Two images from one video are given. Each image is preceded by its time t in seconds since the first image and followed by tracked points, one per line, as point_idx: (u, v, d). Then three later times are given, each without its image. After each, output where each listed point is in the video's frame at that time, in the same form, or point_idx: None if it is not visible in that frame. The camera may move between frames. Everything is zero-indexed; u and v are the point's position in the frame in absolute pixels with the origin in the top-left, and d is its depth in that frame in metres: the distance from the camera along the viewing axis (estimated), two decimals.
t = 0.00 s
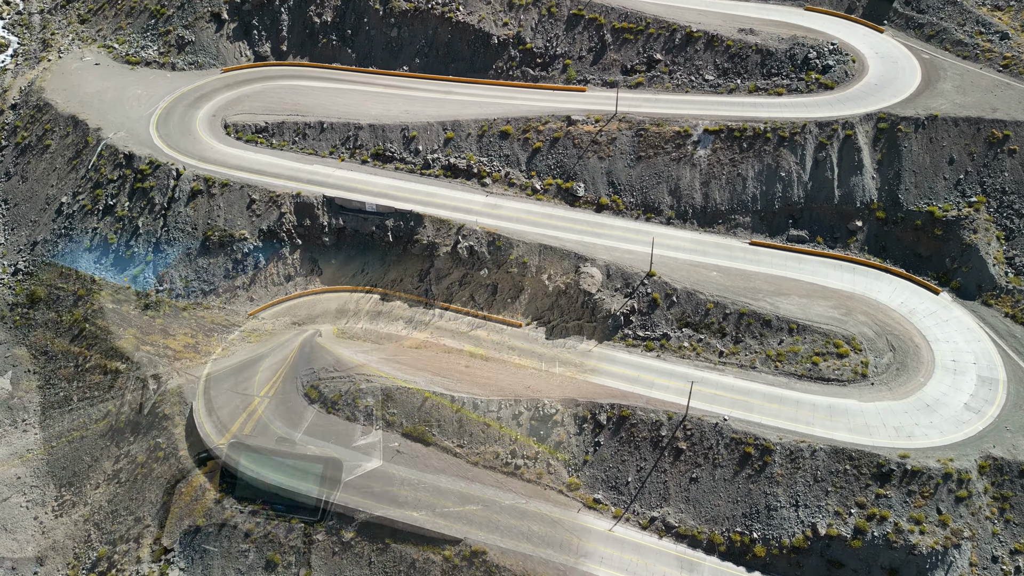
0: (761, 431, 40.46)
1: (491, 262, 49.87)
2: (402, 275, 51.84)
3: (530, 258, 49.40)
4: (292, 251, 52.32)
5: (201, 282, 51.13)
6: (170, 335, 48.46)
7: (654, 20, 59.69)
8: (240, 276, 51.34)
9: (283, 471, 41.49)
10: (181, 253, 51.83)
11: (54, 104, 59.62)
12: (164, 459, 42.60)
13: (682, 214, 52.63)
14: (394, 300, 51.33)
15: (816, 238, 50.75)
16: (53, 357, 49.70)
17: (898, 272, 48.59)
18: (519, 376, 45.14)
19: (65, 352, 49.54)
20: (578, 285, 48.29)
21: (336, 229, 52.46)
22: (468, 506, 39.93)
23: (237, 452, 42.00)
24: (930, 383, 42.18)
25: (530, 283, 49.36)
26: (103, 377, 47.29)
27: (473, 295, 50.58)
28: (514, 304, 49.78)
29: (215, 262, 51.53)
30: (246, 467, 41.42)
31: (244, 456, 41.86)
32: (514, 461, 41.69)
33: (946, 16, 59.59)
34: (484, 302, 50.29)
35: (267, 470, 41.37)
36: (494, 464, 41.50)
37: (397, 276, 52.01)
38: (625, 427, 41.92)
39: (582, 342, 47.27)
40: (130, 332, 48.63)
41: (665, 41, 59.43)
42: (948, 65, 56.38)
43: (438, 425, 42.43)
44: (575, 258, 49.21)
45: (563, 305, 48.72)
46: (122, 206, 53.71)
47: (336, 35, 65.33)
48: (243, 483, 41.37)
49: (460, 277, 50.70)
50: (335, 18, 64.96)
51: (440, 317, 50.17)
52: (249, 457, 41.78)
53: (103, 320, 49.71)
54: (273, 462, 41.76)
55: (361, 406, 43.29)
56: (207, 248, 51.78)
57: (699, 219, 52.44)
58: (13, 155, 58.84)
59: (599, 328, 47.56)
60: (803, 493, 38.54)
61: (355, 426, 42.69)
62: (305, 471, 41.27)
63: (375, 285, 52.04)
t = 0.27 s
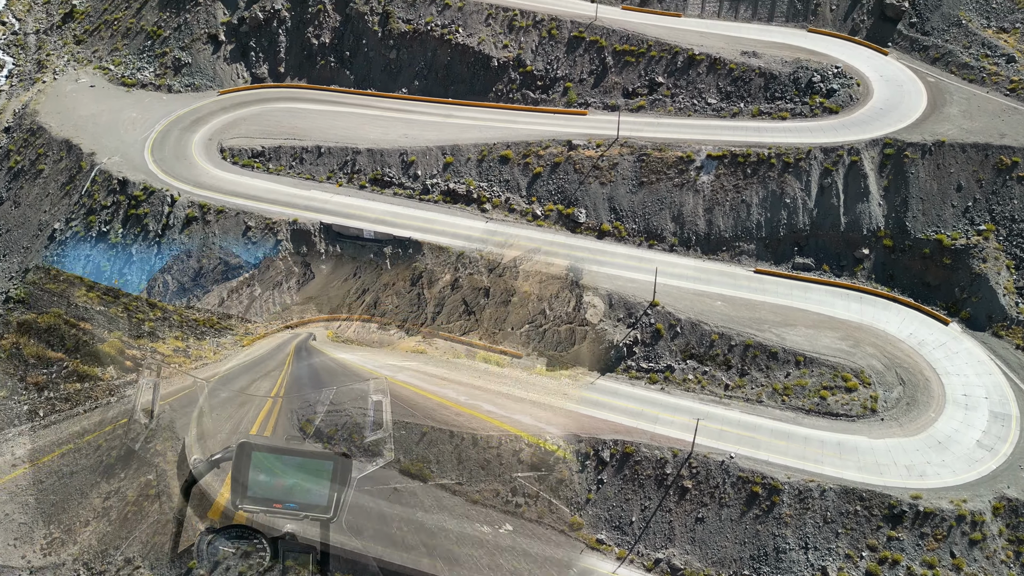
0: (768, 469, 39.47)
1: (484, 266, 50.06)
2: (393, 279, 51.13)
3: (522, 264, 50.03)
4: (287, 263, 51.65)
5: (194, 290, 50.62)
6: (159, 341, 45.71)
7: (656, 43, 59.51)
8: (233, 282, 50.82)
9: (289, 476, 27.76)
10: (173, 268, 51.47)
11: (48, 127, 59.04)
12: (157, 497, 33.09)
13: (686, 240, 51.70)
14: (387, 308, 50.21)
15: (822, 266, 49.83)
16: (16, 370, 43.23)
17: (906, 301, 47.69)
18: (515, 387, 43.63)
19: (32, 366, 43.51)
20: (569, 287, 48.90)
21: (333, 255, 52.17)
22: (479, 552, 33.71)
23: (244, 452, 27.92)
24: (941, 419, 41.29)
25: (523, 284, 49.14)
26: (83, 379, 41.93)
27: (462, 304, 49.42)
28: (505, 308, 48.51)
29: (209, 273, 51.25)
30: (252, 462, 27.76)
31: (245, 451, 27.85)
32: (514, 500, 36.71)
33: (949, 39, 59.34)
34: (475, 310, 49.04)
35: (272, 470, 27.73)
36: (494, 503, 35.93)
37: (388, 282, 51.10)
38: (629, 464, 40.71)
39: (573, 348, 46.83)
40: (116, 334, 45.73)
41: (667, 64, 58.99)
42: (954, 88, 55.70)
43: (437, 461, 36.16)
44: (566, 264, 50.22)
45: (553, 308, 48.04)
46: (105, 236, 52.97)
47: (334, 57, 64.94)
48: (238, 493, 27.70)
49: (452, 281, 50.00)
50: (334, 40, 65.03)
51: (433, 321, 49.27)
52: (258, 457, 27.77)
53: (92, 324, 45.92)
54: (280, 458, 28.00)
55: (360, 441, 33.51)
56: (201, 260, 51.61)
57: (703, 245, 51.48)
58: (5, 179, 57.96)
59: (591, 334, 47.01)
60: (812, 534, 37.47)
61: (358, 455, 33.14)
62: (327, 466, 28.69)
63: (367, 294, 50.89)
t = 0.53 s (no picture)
0: (776, 510, 37.92)
1: (476, 269, 50.21)
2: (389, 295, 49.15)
3: (514, 269, 50.58)
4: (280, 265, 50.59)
5: (185, 291, 48.94)
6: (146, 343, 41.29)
7: (658, 66, 59.16)
8: (225, 283, 49.64)
9: (313, 479, 10.48)
10: (164, 273, 50.48)
11: (41, 151, 58.21)
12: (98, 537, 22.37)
13: (689, 268, 50.75)
14: (380, 311, 46.80)
15: (829, 294, 48.83)
16: None
17: (915, 332, 46.71)
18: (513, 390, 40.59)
19: None
20: (561, 289, 49.30)
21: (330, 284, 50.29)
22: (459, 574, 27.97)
23: (254, 451, 10.59)
24: (953, 458, 40.22)
25: (515, 289, 48.70)
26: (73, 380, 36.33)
27: (455, 308, 46.92)
28: (498, 311, 46.82)
29: (201, 277, 50.24)
30: (267, 462, 10.51)
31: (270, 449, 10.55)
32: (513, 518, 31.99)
33: (953, 61, 59.11)
34: (468, 313, 46.63)
35: (285, 470, 10.49)
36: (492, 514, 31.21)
37: (379, 287, 49.09)
38: (633, 503, 37.66)
39: (566, 351, 45.51)
40: (98, 336, 40.22)
41: (669, 87, 58.52)
42: (961, 112, 54.93)
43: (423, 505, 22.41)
44: (558, 267, 51.10)
45: (545, 313, 47.03)
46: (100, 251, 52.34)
47: (331, 79, 64.24)
48: (256, 503, 10.45)
49: (445, 285, 48.83)
50: (331, 62, 64.46)
51: (425, 325, 45.71)
52: (278, 456, 10.52)
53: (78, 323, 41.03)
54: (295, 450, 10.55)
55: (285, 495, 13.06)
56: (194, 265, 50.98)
57: (707, 273, 50.52)
58: None
59: (585, 339, 46.31)
60: None
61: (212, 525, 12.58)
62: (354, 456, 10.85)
63: (359, 297, 48.18)
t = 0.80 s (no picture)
0: (785, 553, 36.32)
1: (468, 273, 51.02)
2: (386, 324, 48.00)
3: (506, 272, 51.18)
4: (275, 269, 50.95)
5: (178, 294, 48.07)
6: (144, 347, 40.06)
7: (659, 89, 58.66)
8: (220, 284, 49.41)
9: (330, 487, 9.85)
10: (158, 278, 49.67)
11: (34, 176, 57.54)
12: None
13: (693, 297, 49.72)
14: (372, 314, 46.33)
15: (836, 324, 47.86)
16: None
17: (925, 364, 45.71)
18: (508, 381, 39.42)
19: None
20: (554, 291, 49.87)
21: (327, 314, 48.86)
22: None
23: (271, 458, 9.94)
24: (967, 497, 39.09)
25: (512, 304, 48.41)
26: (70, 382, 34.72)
27: (447, 311, 46.91)
28: (490, 313, 46.86)
29: (195, 280, 49.79)
30: (285, 470, 9.90)
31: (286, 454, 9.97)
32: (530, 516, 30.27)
33: (959, 84, 58.38)
34: (461, 316, 46.61)
35: (300, 475, 9.88)
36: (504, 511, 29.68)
37: (373, 290, 49.17)
38: (638, 545, 35.48)
39: (560, 352, 44.97)
40: (80, 339, 37.66)
41: (671, 111, 57.88)
42: (968, 136, 54.18)
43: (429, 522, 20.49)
44: (551, 270, 51.45)
45: (538, 316, 47.26)
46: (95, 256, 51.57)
47: (329, 101, 63.48)
48: (271, 511, 9.83)
49: (438, 287, 49.28)
50: (329, 83, 63.66)
51: (418, 328, 45.25)
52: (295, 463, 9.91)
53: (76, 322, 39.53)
54: (311, 455, 9.95)
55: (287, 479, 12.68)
56: (188, 270, 50.54)
57: (712, 302, 49.49)
58: None
59: (578, 342, 46.32)
60: None
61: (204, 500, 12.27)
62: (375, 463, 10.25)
63: (352, 300, 47.85)
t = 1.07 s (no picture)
0: None
1: (463, 274, 51.76)
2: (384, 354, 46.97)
3: (501, 274, 51.45)
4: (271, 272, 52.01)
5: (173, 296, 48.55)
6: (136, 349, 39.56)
7: (662, 112, 58.02)
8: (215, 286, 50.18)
9: (326, 484, 11.46)
10: (152, 279, 50.02)
11: (25, 202, 56.54)
12: None
13: (697, 326, 48.67)
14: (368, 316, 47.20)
15: (844, 355, 46.83)
16: None
17: (935, 397, 44.64)
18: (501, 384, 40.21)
19: None
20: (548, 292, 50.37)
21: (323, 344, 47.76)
22: None
23: (269, 457, 11.57)
24: (982, 539, 37.91)
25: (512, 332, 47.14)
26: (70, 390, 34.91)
27: (441, 312, 48.00)
28: (484, 316, 47.93)
29: (189, 281, 50.44)
30: (284, 470, 11.48)
31: (285, 455, 11.55)
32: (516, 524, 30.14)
33: (966, 107, 57.61)
34: (454, 317, 47.73)
35: (301, 473, 11.50)
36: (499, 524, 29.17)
37: (368, 292, 50.04)
38: None
39: (553, 354, 46.00)
40: (58, 339, 37.03)
41: (673, 134, 57.16)
42: (976, 161, 53.38)
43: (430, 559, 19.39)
44: (545, 273, 51.32)
45: (531, 318, 48.09)
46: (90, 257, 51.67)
47: (327, 124, 62.67)
48: (272, 506, 11.44)
49: (432, 290, 50.29)
50: (327, 105, 62.86)
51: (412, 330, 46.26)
52: (291, 462, 11.53)
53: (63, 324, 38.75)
54: (308, 456, 11.59)
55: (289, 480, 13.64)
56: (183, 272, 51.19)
57: (716, 331, 48.43)
58: None
59: (573, 343, 47.39)
60: None
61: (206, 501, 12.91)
62: (368, 460, 11.86)
63: (346, 303, 48.57)
